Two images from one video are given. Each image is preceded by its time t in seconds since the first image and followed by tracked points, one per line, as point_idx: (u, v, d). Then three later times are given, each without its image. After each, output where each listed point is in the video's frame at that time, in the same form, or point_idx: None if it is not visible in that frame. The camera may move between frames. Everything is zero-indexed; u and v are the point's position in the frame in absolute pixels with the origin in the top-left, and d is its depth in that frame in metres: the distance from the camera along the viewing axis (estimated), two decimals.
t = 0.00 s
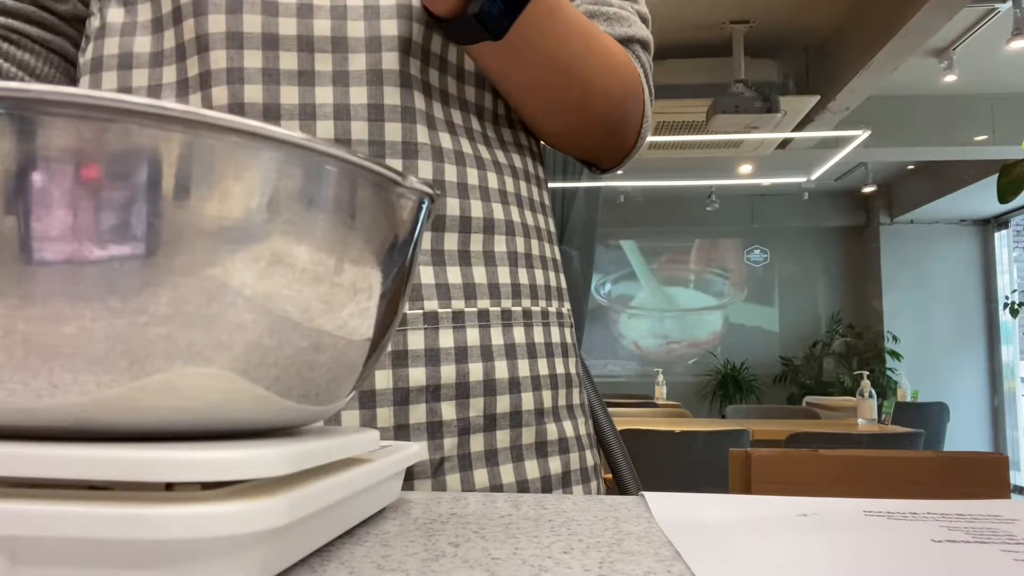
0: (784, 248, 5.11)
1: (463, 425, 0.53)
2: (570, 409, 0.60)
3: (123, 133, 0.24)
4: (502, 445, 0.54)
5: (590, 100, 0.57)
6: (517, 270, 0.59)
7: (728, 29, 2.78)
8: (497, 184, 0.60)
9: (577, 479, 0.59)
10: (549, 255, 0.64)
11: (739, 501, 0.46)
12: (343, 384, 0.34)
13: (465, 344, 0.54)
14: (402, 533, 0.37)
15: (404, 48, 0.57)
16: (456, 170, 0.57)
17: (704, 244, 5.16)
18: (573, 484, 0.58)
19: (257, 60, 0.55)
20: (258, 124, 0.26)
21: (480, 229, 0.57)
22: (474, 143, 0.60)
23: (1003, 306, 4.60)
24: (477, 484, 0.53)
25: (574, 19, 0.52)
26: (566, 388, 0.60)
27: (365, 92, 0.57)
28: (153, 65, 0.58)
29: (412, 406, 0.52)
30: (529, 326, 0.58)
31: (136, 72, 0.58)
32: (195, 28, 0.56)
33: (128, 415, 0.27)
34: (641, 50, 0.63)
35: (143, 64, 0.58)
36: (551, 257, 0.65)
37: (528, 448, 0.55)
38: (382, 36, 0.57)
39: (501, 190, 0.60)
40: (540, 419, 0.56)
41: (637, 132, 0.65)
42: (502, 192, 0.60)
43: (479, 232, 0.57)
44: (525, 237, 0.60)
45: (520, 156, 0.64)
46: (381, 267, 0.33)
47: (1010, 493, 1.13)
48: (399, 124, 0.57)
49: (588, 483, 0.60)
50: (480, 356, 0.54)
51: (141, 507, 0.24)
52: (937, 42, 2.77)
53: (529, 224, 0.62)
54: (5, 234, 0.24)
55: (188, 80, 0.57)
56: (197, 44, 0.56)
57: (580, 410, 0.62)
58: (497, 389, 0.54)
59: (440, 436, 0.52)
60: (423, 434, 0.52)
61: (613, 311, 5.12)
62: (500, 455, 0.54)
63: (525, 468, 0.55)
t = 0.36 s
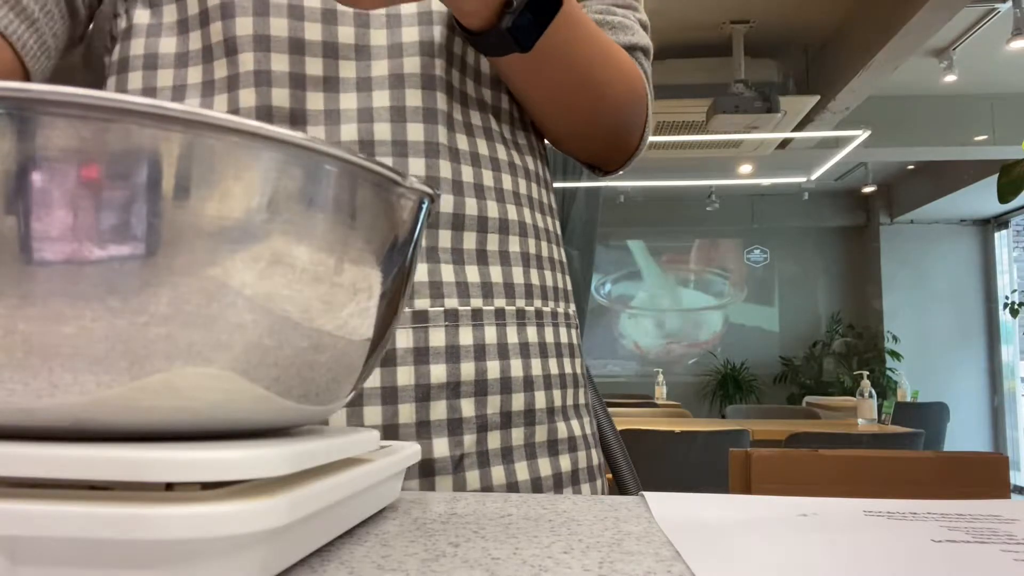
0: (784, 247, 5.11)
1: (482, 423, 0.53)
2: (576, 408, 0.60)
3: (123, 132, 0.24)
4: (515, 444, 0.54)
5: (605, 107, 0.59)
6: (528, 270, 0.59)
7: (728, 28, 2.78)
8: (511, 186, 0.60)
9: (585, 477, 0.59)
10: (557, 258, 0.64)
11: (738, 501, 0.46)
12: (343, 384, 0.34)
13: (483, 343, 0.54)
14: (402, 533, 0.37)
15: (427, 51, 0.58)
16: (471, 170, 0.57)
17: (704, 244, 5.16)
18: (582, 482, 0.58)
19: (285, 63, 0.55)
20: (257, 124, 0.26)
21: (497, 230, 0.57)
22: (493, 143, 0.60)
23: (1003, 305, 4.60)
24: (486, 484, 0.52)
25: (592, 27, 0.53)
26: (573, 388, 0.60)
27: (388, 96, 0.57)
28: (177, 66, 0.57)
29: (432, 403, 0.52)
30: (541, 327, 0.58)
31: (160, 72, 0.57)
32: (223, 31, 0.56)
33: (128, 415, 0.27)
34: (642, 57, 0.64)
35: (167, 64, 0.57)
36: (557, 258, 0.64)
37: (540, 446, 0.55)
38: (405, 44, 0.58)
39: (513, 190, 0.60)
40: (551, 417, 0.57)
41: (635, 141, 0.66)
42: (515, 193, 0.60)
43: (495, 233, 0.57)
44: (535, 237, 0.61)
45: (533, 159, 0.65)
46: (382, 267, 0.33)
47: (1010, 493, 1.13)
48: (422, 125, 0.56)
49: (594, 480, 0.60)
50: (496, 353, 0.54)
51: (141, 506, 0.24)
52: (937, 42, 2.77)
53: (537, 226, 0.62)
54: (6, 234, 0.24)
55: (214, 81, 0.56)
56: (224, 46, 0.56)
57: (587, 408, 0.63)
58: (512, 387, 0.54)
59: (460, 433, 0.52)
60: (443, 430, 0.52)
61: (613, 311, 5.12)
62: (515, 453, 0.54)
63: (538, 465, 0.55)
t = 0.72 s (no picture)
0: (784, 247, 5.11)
1: (504, 422, 0.53)
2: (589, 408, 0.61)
3: (122, 132, 0.24)
4: (535, 443, 0.54)
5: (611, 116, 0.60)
6: (545, 274, 0.59)
7: (728, 28, 2.78)
8: (527, 192, 0.60)
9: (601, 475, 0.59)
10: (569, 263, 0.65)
11: (738, 501, 0.46)
12: (343, 384, 0.34)
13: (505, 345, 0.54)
14: (402, 533, 0.37)
15: (451, 58, 0.58)
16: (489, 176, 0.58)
17: (704, 244, 5.15)
18: (597, 481, 0.58)
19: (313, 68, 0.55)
20: (258, 125, 0.26)
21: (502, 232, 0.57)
22: (509, 150, 0.60)
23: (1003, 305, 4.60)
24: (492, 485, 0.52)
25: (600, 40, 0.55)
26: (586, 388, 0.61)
27: (414, 103, 0.56)
28: (202, 67, 0.57)
29: (457, 403, 0.51)
30: (558, 330, 0.58)
31: (184, 72, 0.57)
32: (252, 34, 0.56)
33: (128, 415, 0.27)
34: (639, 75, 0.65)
35: (191, 65, 0.57)
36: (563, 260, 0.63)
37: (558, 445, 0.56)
38: (431, 49, 0.58)
39: (529, 195, 0.60)
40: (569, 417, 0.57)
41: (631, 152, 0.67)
42: (529, 198, 0.60)
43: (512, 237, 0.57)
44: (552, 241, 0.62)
45: (541, 163, 0.65)
46: (382, 267, 0.33)
47: (1010, 493, 1.13)
48: (447, 131, 0.56)
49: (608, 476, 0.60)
50: (517, 355, 0.54)
51: (141, 506, 0.24)
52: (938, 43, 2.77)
53: (551, 231, 0.62)
54: (6, 234, 0.24)
55: (240, 83, 0.56)
56: (255, 50, 0.56)
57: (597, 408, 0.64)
58: (532, 387, 0.54)
59: (483, 432, 0.52)
60: (467, 430, 0.51)
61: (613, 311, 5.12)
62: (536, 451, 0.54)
63: (555, 464, 0.55)
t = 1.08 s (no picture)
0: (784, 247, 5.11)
1: (517, 422, 0.53)
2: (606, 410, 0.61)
3: (122, 132, 0.24)
4: (549, 445, 0.54)
5: (623, 119, 0.60)
6: (561, 274, 0.59)
7: (728, 28, 2.78)
8: (544, 192, 0.60)
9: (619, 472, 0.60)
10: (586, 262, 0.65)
11: (739, 501, 0.46)
12: (343, 384, 0.34)
13: (518, 346, 0.54)
14: (402, 533, 0.37)
15: (468, 58, 0.58)
16: (506, 175, 0.58)
17: (704, 244, 5.15)
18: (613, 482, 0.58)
19: (330, 69, 0.55)
20: (258, 124, 0.26)
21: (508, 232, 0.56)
22: (526, 150, 0.60)
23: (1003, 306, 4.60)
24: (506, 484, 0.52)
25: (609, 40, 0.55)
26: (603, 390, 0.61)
27: (430, 102, 0.57)
28: (223, 68, 0.58)
29: (471, 403, 0.52)
30: (574, 330, 0.58)
31: (205, 73, 0.57)
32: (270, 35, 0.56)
33: (128, 415, 0.27)
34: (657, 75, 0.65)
35: (212, 67, 0.58)
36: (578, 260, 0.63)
37: (573, 446, 0.56)
38: (448, 49, 0.58)
39: (546, 196, 0.60)
40: (583, 418, 0.57)
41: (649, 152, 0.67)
42: (546, 199, 0.60)
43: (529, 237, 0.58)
44: (568, 244, 0.62)
45: (557, 165, 0.65)
46: (382, 267, 0.33)
47: (1010, 493, 1.12)
48: (463, 131, 0.57)
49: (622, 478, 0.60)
50: (531, 354, 0.54)
51: (142, 507, 0.24)
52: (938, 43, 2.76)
53: (566, 231, 0.62)
54: (6, 234, 0.24)
55: (259, 83, 0.57)
56: (272, 50, 0.56)
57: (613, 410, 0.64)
58: (546, 388, 0.54)
59: (498, 432, 0.52)
60: (482, 430, 0.52)
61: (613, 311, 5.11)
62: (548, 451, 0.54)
63: (570, 465, 0.55)
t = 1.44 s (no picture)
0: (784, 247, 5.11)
1: (531, 422, 0.53)
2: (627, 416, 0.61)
3: (122, 132, 0.24)
4: (564, 446, 0.54)
5: (653, 129, 0.60)
6: (582, 278, 0.59)
7: (728, 28, 2.78)
8: (566, 196, 0.60)
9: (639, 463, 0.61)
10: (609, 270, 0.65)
11: (740, 501, 0.46)
12: (344, 384, 0.34)
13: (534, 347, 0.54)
14: (402, 533, 0.37)
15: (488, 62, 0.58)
16: (526, 178, 0.58)
17: (704, 244, 5.15)
18: (631, 487, 0.58)
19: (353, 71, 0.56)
20: (258, 124, 0.26)
21: (504, 233, 0.55)
22: (548, 152, 0.60)
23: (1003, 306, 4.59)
24: (517, 484, 0.52)
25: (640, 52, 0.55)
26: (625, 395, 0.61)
27: (449, 105, 0.57)
28: (240, 72, 0.58)
29: (485, 403, 0.52)
30: (593, 333, 0.58)
31: (233, 77, 0.58)
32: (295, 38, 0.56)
33: (128, 416, 0.27)
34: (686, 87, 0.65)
35: (240, 71, 0.58)
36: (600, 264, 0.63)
37: (588, 450, 0.56)
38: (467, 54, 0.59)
39: (568, 199, 0.60)
40: (601, 422, 0.57)
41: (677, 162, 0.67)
42: (569, 203, 0.60)
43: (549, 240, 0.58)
44: (589, 248, 0.61)
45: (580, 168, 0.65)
46: (382, 267, 0.33)
47: (1010, 493, 1.12)
48: (481, 135, 0.57)
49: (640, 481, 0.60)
50: (546, 356, 0.54)
51: (141, 506, 0.24)
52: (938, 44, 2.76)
53: (591, 237, 0.63)
54: (6, 234, 0.24)
55: (284, 87, 0.57)
56: (296, 55, 0.56)
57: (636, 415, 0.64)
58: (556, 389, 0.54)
59: (511, 432, 0.52)
60: (494, 430, 0.52)
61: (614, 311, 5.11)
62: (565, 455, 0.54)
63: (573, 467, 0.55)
